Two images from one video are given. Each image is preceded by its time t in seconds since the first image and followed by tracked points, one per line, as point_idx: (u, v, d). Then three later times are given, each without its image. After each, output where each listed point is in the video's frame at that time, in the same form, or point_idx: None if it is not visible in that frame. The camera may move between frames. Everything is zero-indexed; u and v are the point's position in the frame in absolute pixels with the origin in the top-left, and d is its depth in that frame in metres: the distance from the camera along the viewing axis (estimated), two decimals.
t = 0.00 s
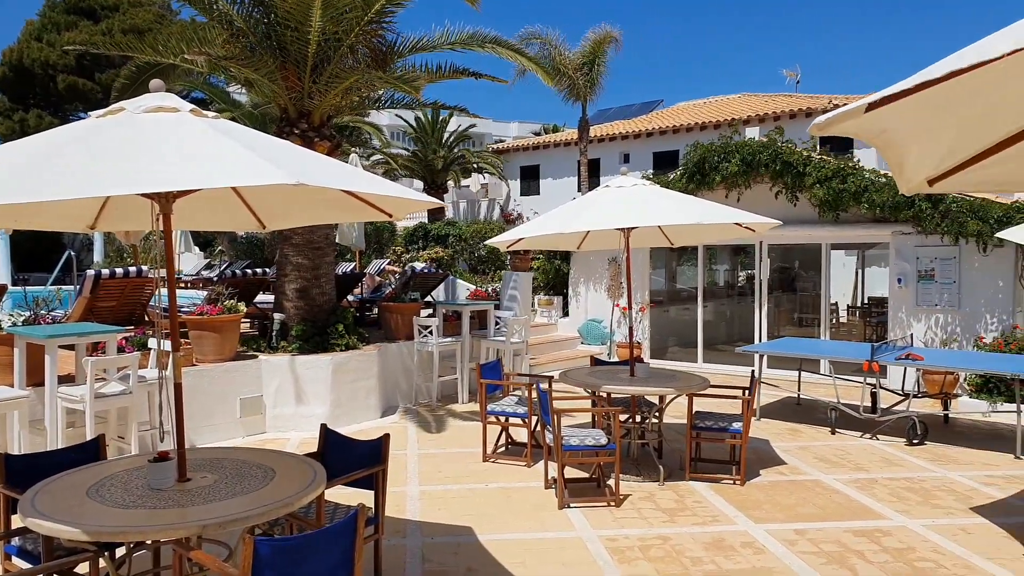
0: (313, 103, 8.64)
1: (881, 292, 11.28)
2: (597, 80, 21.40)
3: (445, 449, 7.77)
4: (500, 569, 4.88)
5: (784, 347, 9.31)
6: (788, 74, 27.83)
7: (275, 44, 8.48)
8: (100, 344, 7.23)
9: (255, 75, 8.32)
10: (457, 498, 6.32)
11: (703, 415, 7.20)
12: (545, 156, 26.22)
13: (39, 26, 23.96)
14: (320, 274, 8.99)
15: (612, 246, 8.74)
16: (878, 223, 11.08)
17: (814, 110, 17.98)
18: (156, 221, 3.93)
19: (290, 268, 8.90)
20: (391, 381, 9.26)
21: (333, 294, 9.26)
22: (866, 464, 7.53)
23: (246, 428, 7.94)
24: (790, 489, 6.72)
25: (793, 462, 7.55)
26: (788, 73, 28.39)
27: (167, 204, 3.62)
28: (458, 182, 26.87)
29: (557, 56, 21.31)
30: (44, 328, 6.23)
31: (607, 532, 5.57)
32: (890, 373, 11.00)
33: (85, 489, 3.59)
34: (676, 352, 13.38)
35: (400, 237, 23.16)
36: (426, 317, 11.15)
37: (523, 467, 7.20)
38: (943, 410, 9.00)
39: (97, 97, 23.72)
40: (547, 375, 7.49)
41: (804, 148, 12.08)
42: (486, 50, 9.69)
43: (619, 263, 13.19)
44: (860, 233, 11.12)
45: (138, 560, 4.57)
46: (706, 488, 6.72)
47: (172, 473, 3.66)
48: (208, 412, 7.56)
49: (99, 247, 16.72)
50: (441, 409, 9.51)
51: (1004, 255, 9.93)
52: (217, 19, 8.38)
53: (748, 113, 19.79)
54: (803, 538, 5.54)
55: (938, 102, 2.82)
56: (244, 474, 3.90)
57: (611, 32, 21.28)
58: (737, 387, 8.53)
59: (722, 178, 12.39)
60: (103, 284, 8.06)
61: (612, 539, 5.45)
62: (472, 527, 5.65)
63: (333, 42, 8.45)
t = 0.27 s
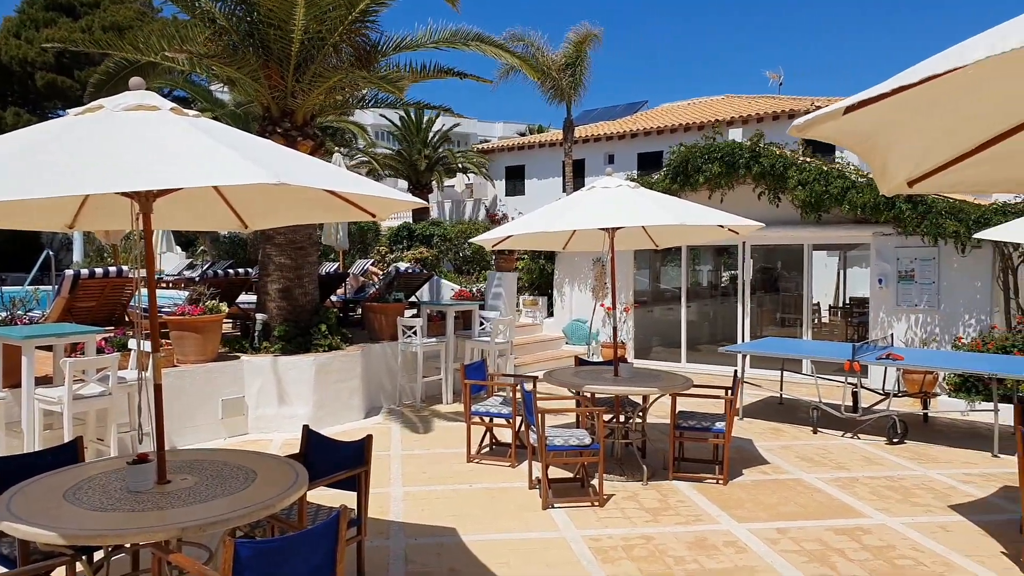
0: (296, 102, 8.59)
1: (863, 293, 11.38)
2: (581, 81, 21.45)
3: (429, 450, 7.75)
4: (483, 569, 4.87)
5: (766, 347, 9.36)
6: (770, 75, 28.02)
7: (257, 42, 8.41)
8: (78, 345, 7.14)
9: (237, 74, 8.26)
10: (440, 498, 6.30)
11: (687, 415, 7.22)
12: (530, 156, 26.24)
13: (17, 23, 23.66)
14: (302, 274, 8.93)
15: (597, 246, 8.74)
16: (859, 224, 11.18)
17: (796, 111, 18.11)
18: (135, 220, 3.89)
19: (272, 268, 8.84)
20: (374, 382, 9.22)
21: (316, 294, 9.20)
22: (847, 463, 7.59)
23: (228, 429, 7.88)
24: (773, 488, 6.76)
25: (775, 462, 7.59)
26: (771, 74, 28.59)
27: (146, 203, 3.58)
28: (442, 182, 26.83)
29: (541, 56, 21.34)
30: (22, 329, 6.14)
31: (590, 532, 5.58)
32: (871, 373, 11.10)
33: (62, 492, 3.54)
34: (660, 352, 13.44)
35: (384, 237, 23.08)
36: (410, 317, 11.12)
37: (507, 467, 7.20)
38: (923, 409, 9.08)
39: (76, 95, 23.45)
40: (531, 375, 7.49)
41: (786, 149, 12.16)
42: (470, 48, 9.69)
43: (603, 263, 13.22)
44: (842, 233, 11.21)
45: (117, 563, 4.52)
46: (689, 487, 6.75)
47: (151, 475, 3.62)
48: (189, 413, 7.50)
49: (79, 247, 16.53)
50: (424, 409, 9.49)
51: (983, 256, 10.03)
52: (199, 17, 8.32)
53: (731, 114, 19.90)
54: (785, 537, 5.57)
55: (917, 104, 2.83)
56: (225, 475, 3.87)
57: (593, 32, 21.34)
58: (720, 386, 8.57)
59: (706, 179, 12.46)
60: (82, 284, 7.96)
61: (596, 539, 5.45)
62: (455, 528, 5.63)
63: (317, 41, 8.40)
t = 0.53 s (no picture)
0: (277, 101, 8.53)
1: (843, 292, 11.48)
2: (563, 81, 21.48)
3: (411, 450, 7.73)
4: (466, 570, 4.86)
5: (747, 346, 9.42)
6: (751, 76, 28.21)
7: (237, 41, 8.33)
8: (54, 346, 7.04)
9: (217, 73, 8.19)
10: (422, 499, 6.28)
11: (669, 414, 7.25)
12: (513, 156, 26.24)
13: None
14: (283, 274, 8.88)
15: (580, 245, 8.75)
16: (839, 224, 11.27)
17: (776, 112, 18.24)
18: (112, 219, 3.85)
19: (252, 268, 8.77)
20: (356, 382, 9.18)
21: (297, 294, 9.14)
22: (827, 461, 7.65)
23: (208, 430, 7.81)
24: (754, 486, 6.80)
25: (756, 460, 7.64)
26: (752, 75, 28.78)
27: (123, 202, 3.54)
28: (425, 182, 26.77)
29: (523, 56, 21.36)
30: None
31: (573, 532, 5.58)
32: (850, 371, 11.21)
33: (37, 495, 3.49)
34: (642, 351, 13.49)
35: (366, 237, 22.99)
36: (392, 317, 11.08)
37: (489, 467, 7.19)
38: (902, 407, 9.18)
39: (53, 94, 23.14)
40: (514, 375, 7.49)
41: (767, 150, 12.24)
42: (452, 47, 9.68)
43: (586, 263, 13.24)
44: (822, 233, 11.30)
45: (94, 567, 4.47)
46: (671, 486, 6.78)
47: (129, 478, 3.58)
48: (168, 415, 7.43)
49: (56, 247, 16.32)
50: (407, 409, 9.46)
51: (959, 255, 10.15)
52: (178, 15, 8.23)
53: (713, 115, 20.00)
54: (766, 535, 5.61)
55: (892, 105, 2.85)
56: (204, 477, 3.83)
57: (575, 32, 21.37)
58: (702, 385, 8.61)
59: (687, 179, 12.52)
60: (58, 284, 7.86)
61: (578, 538, 5.46)
62: (437, 529, 5.62)
63: (298, 39, 8.35)
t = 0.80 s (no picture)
0: (260, 100, 8.48)
1: (826, 292, 11.56)
2: (549, 81, 21.49)
3: (396, 451, 7.71)
4: (450, 570, 4.86)
5: (731, 345, 9.47)
6: (735, 77, 28.36)
7: (220, 40, 8.30)
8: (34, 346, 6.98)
9: (200, 72, 8.12)
10: (407, 500, 6.27)
11: (653, 413, 7.27)
12: (498, 156, 26.24)
13: None
14: (266, 274, 8.83)
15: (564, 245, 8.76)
16: (822, 224, 11.34)
17: (760, 113, 18.33)
18: (92, 218, 3.81)
19: (235, 268, 8.72)
20: (340, 383, 9.14)
21: (281, 295, 9.09)
22: (810, 459, 7.70)
23: (191, 431, 7.75)
24: (738, 485, 6.83)
25: (740, 459, 7.68)
26: (736, 76, 28.94)
27: (103, 201, 3.51)
28: (410, 182, 26.71)
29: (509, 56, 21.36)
30: None
31: (557, 531, 5.59)
32: (833, 370, 11.29)
33: (15, 498, 3.45)
34: (627, 351, 13.53)
35: (351, 236, 22.90)
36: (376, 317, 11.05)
37: (474, 467, 7.18)
38: (884, 405, 9.26)
39: (33, 91, 22.84)
40: (499, 375, 7.48)
41: (751, 150, 12.31)
42: (437, 48, 9.65)
43: (571, 263, 13.26)
44: (805, 233, 11.37)
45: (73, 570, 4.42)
46: (655, 485, 6.80)
47: (109, 480, 3.55)
48: (150, 416, 7.37)
49: (35, 247, 16.13)
50: (391, 410, 9.43)
51: (940, 255, 10.24)
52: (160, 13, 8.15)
53: (697, 115, 20.09)
54: (749, 533, 5.64)
55: (876, 118, 2.84)
56: (186, 479, 3.80)
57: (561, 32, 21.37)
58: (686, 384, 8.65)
59: (672, 179, 12.57)
60: (38, 284, 7.80)
61: (563, 538, 5.47)
62: (422, 529, 5.60)
63: (282, 39, 8.30)
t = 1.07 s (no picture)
0: (239, 98, 8.42)
1: (805, 292, 11.65)
2: (531, 81, 21.50)
3: (377, 452, 7.67)
4: (430, 571, 4.84)
5: (712, 345, 9.52)
6: (716, 79, 28.53)
7: (199, 37, 8.23)
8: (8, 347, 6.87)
9: (178, 70, 8.04)
10: (388, 500, 6.24)
11: (634, 413, 7.29)
12: (481, 156, 26.23)
13: None
14: (246, 274, 8.76)
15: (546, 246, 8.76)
16: (801, 225, 11.44)
17: (741, 114, 18.45)
18: (67, 217, 3.76)
19: (214, 267, 8.64)
20: (320, 384, 9.09)
21: (260, 295, 9.02)
22: (789, 458, 7.77)
23: (169, 432, 7.67)
24: (718, 484, 6.87)
25: (720, 458, 7.72)
26: (717, 78, 29.11)
27: (78, 200, 3.46)
28: (392, 181, 26.61)
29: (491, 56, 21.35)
30: None
31: (538, 531, 5.59)
32: (812, 370, 11.39)
33: None
34: (609, 351, 13.57)
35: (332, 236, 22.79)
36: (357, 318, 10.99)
37: (455, 468, 7.16)
38: (862, 405, 9.35)
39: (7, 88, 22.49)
40: (481, 375, 7.47)
41: (732, 152, 12.39)
42: (418, 47, 9.61)
43: (553, 263, 13.28)
44: (785, 234, 11.45)
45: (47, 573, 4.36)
46: (636, 484, 6.82)
47: (84, 482, 3.50)
48: (128, 417, 7.28)
49: (10, 246, 15.89)
50: (372, 410, 9.39)
51: (917, 256, 10.36)
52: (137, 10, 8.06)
53: (679, 117, 20.18)
54: (729, 532, 5.67)
55: (852, 122, 2.83)
56: (163, 481, 3.76)
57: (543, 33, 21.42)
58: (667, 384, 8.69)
59: (653, 180, 12.62)
60: (12, 284, 7.68)
61: (544, 538, 5.47)
62: (402, 530, 5.59)
63: (262, 37, 8.23)
